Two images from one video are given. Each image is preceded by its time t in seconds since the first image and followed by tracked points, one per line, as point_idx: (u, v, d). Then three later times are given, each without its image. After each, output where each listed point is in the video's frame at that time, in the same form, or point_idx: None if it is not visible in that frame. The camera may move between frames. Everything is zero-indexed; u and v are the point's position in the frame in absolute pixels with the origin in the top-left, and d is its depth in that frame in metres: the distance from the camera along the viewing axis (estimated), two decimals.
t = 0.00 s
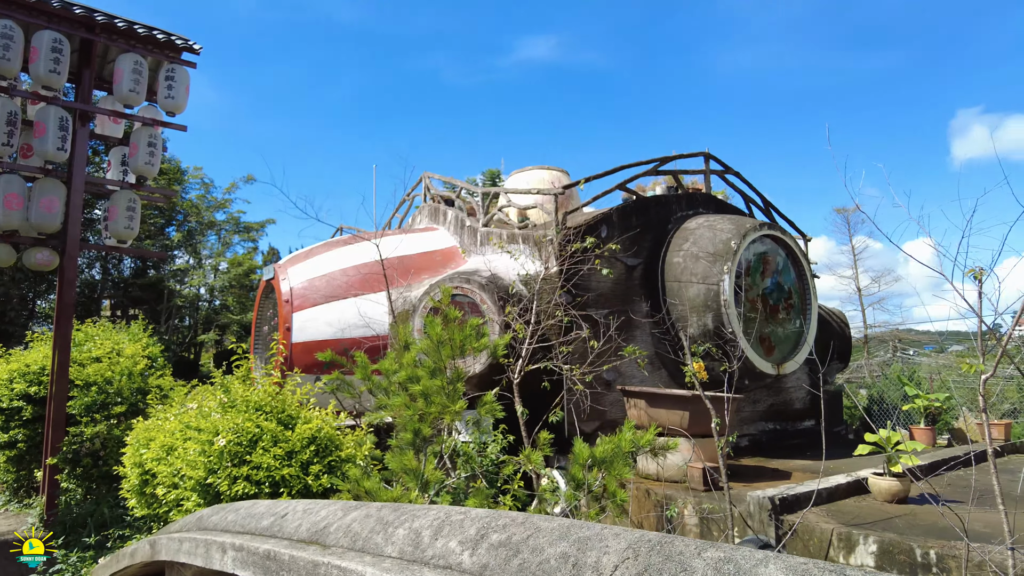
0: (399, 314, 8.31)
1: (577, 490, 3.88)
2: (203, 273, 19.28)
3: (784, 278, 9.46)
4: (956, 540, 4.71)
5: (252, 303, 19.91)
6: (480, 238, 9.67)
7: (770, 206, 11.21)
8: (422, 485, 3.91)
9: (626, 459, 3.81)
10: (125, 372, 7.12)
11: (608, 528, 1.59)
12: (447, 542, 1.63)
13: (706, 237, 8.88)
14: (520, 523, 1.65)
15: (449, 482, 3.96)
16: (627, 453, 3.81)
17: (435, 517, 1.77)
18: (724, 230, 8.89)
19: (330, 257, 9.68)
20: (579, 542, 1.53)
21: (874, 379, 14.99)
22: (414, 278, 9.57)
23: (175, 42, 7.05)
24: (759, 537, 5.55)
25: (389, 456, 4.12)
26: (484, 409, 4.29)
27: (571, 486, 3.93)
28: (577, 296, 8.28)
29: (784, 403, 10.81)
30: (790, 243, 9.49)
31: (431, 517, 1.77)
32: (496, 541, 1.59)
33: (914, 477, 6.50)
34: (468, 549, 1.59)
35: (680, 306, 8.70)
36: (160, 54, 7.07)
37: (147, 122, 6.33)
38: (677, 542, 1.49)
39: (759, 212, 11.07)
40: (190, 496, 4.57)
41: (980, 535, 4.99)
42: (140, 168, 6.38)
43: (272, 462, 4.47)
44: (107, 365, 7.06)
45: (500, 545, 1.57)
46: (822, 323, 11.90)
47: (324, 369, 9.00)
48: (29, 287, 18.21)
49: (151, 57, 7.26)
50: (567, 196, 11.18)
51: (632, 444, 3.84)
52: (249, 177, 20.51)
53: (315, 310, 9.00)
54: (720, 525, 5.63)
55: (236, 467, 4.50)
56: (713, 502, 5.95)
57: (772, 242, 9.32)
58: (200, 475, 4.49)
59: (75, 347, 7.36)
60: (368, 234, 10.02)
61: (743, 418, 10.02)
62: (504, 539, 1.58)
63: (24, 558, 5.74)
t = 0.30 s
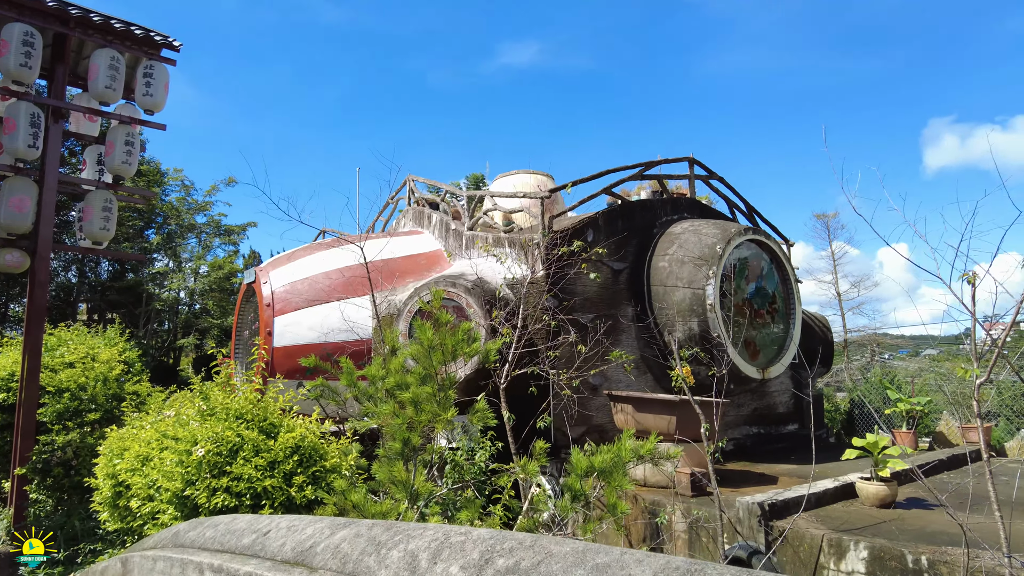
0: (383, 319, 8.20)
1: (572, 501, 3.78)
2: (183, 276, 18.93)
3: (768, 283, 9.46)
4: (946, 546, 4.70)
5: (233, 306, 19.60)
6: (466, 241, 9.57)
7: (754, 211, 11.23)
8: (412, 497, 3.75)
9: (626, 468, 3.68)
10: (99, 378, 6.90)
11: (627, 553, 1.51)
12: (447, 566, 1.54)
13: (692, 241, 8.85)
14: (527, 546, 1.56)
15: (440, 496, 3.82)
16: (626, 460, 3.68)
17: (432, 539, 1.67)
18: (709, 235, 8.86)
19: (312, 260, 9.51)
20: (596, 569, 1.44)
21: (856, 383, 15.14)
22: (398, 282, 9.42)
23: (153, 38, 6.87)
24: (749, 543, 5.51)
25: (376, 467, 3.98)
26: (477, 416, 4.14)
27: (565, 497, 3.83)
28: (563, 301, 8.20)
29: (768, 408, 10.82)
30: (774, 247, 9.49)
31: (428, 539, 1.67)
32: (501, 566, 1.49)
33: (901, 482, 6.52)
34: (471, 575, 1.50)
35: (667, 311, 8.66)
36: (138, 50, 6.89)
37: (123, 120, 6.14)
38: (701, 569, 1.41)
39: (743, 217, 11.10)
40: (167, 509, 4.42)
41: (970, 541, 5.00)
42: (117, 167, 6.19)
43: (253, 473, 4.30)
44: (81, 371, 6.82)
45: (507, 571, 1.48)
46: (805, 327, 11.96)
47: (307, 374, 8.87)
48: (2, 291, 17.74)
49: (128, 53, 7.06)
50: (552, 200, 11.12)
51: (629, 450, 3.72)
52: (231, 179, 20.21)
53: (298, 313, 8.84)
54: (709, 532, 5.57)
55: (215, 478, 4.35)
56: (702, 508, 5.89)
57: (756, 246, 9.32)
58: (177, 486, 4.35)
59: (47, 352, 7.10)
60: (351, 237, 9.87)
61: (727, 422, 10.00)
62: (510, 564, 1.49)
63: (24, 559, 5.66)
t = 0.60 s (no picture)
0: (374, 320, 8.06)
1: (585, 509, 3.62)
2: (170, 277, 18.64)
3: (763, 284, 9.41)
4: (952, 549, 4.64)
5: (221, 307, 19.32)
6: (460, 241, 9.44)
7: (748, 213, 11.19)
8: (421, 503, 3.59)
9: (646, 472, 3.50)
10: (85, 379, 6.69)
11: (682, 568, 1.43)
12: None
13: (688, 242, 8.77)
14: (572, 560, 1.48)
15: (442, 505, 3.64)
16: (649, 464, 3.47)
17: (460, 550, 1.57)
18: (705, 236, 8.78)
19: (303, 260, 9.34)
20: None
21: (848, 385, 15.17)
22: (390, 282, 9.27)
23: (143, 30, 6.71)
24: (751, 547, 5.43)
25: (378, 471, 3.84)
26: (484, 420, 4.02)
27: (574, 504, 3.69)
28: (559, 302, 8.09)
29: (762, 410, 10.76)
30: (770, 248, 9.44)
31: (456, 550, 1.57)
32: None
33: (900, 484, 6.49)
34: None
35: (663, 313, 8.57)
36: (126, 41, 6.71)
37: (111, 113, 5.97)
38: None
39: (737, 219, 11.06)
40: (158, 515, 4.26)
41: (974, 543, 4.95)
42: (104, 162, 6.02)
43: (250, 477, 4.17)
44: (65, 371, 6.61)
45: None
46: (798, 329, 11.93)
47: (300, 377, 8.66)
48: None
49: (115, 45, 6.89)
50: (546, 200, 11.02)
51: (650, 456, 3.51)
52: (219, 178, 19.94)
53: (289, 314, 8.68)
54: (711, 536, 5.49)
55: (209, 483, 4.21)
56: (703, 511, 5.80)
57: (752, 247, 9.26)
58: (169, 492, 4.19)
59: (30, 352, 6.86)
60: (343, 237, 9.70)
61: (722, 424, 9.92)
62: None
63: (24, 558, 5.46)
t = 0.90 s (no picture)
0: (381, 320, 7.99)
1: (616, 513, 3.41)
2: (163, 274, 18.42)
3: (766, 284, 9.36)
4: (965, 551, 4.61)
5: (215, 306, 19.12)
6: (460, 239, 9.33)
7: (748, 212, 11.13)
8: (446, 504, 3.52)
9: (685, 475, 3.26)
10: (81, 378, 6.50)
11: None
12: None
13: (690, 240, 8.70)
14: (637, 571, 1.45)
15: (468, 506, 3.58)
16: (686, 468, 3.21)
17: (515, 560, 1.54)
18: (708, 234, 8.71)
19: (301, 257, 9.21)
20: None
21: (845, 385, 15.22)
22: (389, 279, 9.16)
23: (142, 19, 6.56)
24: (759, 548, 5.35)
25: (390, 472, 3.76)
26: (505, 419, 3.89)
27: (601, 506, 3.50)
28: (562, 300, 8.02)
29: (762, 409, 10.72)
30: (772, 248, 9.41)
31: (511, 560, 1.54)
32: None
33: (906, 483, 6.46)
34: None
35: (664, 313, 8.48)
36: (124, 30, 6.56)
37: (109, 104, 5.83)
38: None
39: (737, 218, 11.02)
40: (165, 518, 4.16)
41: (986, 544, 4.91)
42: (101, 154, 5.88)
43: (263, 479, 4.08)
44: (60, 369, 6.44)
45: None
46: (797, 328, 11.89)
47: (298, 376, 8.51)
48: None
49: (113, 35, 6.73)
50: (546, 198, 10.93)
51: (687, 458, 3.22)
52: (212, 175, 19.75)
53: (286, 312, 8.53)
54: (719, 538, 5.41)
55: (219, 485, 4.11)
56: (710, 512, 5.73)
57: (754, 247, 9.22)
58: (177, 495, 4.09)
59: (23, 350, 6.68)
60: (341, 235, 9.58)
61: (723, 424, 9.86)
62: None
63: (23, 559, 5.22)
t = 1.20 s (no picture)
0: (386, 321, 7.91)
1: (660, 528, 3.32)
2: (159, 274, 18.21)
3: (772, 286, 9.27)
4: (985, 558, 4.54)
5: (211, 306, 18.94)
6: (463, 239, 9.22)
7: (751, 213, 11.06)
8: (478, 511, 3.57)
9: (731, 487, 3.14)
10: (81, 380, 6.35)
11: None
12: None
13: (697, 241, 8.62)
14: None
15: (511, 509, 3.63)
16: (735, 480, 3.07)
17: None
18: (714, 235, 8.63)
19: (302, 257, 9.06)
20: None
21: (846, 387, 15.20)
22: (392, 279, 9.03)
23: (145, 13, 6.43)
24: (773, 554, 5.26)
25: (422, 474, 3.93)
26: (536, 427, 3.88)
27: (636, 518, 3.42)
28: (567, 302, 7.91)
29: (766, 412, 10.63)
30: (778, 249, 9.34)
31: None
32: None
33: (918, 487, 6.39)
34: None
35: (670, 314, 8.37)
36: (127, 24, 6.43)
37: (111, 100, 5.69)
38: None
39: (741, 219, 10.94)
40: (177, 530, 4.02)
41: (1005, 550, 4.85)
42: (103, 151, 5.75)
43: (281, 490, 3.95)
44: (59, 372, 6.28)
45: None
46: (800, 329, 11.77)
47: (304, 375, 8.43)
48: None
49: (115, 29, 6.59)
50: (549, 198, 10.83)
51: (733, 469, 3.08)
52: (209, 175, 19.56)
53: (286, 313, 8.39)
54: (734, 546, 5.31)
55: (236, 497, 3.97)
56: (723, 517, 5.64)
57: (760, 248, 9.15)
58: (191, 506, 3.95)
59: (21, 352, 6.52)
60: (343, 235, 9.46)
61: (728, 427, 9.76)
62: None
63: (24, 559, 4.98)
